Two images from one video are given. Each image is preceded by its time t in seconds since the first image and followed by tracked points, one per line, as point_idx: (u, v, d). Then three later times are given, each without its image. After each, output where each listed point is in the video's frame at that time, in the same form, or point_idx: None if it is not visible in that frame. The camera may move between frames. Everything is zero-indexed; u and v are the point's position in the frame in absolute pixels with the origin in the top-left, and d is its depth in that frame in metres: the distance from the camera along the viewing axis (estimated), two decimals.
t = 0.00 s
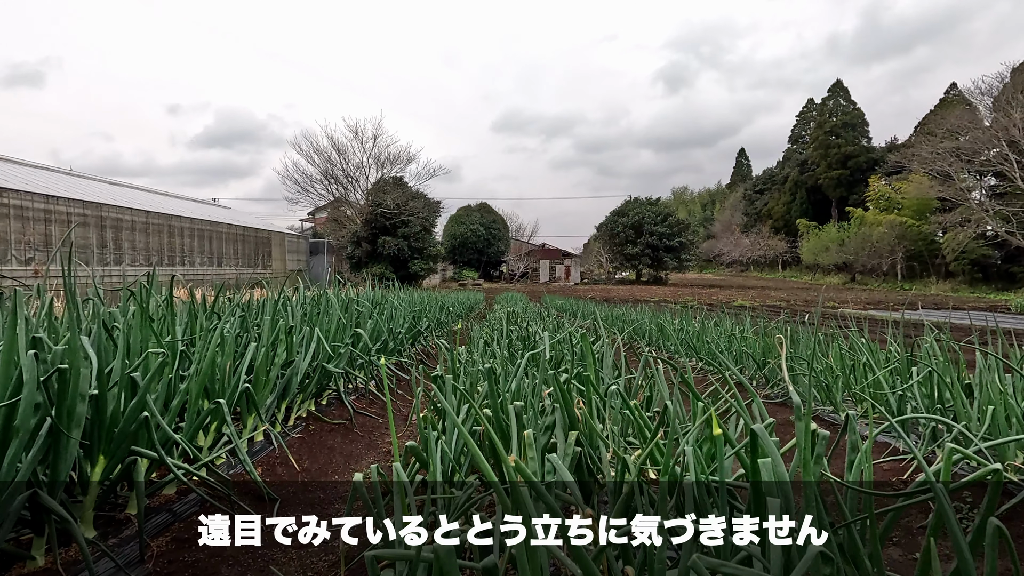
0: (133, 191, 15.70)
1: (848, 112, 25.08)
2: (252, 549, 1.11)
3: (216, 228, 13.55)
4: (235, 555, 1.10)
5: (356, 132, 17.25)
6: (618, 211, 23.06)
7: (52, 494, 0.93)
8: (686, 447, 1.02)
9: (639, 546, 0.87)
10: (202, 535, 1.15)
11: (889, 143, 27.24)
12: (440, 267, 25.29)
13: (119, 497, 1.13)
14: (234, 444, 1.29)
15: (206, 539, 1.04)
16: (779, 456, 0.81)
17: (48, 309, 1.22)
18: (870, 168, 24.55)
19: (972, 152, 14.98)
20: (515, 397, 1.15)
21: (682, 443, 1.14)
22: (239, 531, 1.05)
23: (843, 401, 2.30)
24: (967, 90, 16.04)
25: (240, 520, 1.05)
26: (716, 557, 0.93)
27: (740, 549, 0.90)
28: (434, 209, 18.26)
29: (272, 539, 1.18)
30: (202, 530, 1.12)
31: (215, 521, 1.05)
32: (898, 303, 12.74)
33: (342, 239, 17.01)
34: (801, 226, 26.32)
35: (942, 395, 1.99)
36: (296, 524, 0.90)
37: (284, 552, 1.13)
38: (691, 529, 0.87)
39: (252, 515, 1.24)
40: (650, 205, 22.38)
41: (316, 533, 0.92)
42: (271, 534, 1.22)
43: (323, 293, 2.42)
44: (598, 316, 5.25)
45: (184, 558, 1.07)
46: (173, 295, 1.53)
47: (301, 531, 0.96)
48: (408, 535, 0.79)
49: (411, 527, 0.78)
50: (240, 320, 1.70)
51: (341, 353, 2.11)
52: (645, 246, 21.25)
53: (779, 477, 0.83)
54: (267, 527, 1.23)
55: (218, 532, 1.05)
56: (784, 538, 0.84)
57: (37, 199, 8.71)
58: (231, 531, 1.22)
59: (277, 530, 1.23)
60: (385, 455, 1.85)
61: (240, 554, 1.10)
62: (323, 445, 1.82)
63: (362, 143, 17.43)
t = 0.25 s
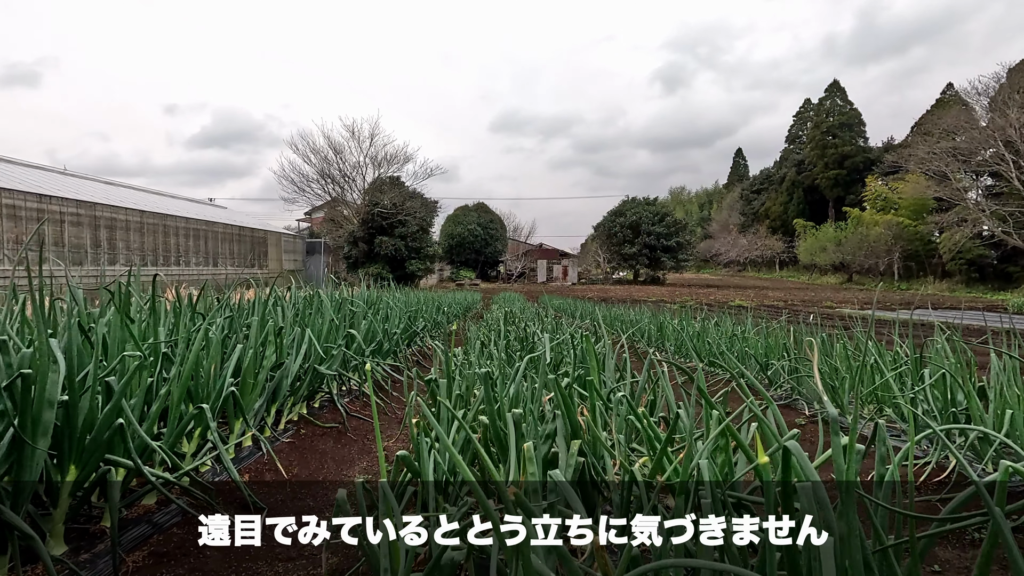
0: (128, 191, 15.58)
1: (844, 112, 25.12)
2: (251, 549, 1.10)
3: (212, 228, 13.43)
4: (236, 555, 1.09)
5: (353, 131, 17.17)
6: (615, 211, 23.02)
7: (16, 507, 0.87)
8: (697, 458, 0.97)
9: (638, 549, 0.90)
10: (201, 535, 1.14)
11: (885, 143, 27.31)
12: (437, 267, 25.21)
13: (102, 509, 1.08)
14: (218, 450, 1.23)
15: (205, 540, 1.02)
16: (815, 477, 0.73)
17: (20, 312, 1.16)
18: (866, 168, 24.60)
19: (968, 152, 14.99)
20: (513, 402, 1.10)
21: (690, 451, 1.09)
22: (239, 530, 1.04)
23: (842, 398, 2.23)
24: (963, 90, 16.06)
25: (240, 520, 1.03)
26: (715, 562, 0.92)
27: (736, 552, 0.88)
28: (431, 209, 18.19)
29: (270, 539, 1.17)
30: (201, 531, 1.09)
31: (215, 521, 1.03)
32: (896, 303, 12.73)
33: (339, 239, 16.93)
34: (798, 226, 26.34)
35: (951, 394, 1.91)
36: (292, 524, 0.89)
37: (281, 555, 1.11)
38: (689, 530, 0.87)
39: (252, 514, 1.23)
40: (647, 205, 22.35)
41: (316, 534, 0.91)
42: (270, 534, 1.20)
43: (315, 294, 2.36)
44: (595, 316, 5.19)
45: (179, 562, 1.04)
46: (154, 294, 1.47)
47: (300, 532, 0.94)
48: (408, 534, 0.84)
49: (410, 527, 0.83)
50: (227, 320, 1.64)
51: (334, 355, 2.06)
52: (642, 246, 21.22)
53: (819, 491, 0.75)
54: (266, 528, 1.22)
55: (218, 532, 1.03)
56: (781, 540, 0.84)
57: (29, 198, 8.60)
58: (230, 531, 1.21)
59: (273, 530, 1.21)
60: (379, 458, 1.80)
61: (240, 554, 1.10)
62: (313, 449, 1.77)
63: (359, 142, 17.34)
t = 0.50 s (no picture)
0: (123, 190, 15.44)
1: (841, 112, 25.15)
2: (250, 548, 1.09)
3: (207, 227, 13.32)
4: (236, 553, 1.08)
5: (349, 130, 17.07)
6: (613, 211, 22.99)
7: None
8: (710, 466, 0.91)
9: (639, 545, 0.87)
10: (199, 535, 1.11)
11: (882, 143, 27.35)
12: (434, 267, 25.12)
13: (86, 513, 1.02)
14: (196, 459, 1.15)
15: (206, 539, 0.99)
16: (875, 513, 0.62)
17: None
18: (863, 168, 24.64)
19: (965, 152, 15.00)
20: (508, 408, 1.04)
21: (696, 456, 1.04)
22: (240, 530, 1.00)
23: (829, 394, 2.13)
24: (959, 90, 16.09)
25: (240, 519, 0.99)
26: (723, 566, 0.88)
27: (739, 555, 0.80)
28: (428, 208, 18.07)
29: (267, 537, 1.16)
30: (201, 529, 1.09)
31: (216, 520, 0.99)
32: (893, 303, 12.72)
33: (336, 239, 16.85)
34: (795, 226, 26.38)
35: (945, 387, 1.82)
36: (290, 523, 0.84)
37: (278, 556, 1.08)
38: (690, 526, 0.82)
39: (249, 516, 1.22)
40: (645, 205, 22.32)
41: (316, 533, 0.80)
42: (269, 533, 1.20)
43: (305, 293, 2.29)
44: (594, 316, 5.14)
45: (169, 566, 1.01)
46: (131, 293, 1.39)
47: (300, 532, 0.86)
48: (408, 533, 0.82)
49: (411, 526, 0.81)
50: (211, 321, 1.57)
51: (325, 357, 1.98)
52: (639, 246, 21.18)
53: (883, 540, 0.64)
54: (267, 526, 1.22)
55: (218, 532, 1.00)
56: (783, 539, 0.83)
57: (21, 197, 8.48)
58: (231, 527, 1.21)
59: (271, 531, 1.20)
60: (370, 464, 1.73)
61: (238, 554, 1.08)
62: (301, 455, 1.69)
63: (355, 142, 17.25)
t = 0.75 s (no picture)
0: (116, 189, 15.28)
1: (837, 112, 25.20)
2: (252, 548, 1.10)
3: (202, 227, 13.20)
4: (238, 555, 1.08)
5: (345, 130, 16.96)
6: (610, 211, 22.95)
7: None
8: (725, 483, 0.84)
9: (639, 546, 0.81)
10: (200, 534, 1.11)
11: (878, 144, 27.42)
12: (431, 267, 25.03)
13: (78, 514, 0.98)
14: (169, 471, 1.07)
15: (206, 539, 0.98)
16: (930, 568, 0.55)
17: None
18: (859, 169, 24.70)
19: (961, 152, 15.03)
20: (502, 418, 0.98)
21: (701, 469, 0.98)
22: (240, 528, 1.00)
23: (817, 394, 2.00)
24: (955, 90, 16.12)
25: (240, 518, 0.99)
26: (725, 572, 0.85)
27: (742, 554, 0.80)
28: (424, 208, 17.98)
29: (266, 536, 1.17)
30: (201, 527, 1.09)
31: (216, 520, 0.99)
32: (890, 302, 12.72)
33: (331, 239, 16.76)
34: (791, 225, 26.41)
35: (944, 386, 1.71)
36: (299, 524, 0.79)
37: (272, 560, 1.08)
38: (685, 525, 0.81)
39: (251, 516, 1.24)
40: (642, 205, 22.29)
41: (317, 531, 0.82)
42: (269, 536, 1.20)
43: (294, 294, 2.22)
44: (591, 316, 5.08)
45: (176, 561, 1.02)
46: (105, 297, 1.32)
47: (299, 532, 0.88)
48: (409, 532, 0.80)
49: (413, 525, 0.79)
50: (192, 326, 1.50)
51: (314, 360, 1.92)
52: (636, 246, 21.15)
53: None
54: (267, 528, 1.23)
55: (218, 531, 0.99)
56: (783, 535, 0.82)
57: (11, 196, 8.35)
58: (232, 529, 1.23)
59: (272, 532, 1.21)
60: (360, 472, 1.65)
61: (237, 555, 1.08)
62: (287, 464, 1.61)
63: (351, 141, 17.14)
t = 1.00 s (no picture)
0: (109, 188, 15.11)
1: (834, 112, 25.22)
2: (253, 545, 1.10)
3: (196, 226, 13.08)
4: (236, 553, 1.07)
5: (341, 128, 16.84)
6: (607, 211, 22.89)
7: None
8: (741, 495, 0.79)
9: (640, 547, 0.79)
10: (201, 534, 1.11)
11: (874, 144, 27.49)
12: (428, 266, 24.94)
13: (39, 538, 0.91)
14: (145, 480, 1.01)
15: (203, 540, 1.00)
16: None
17: None
18: (855, 168, 24.74)
19: (957, 152, 15.06)
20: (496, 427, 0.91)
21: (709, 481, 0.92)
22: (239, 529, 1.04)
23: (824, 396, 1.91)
24: (951, 90, 16.13)
25: (239, 518, 1.01)
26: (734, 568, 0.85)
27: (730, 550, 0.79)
28: (421, 207, 17.88)
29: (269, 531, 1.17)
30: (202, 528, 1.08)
31: (214, 520, 1.01)
32: (887, 302, 12.72)
33: (327, 238, 16.65)
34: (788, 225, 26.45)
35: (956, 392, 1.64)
36: (291, 521, 0.80)
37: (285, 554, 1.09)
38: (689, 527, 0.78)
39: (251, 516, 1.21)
40: (639, 204, 22.25)
41: (317, 533, 0.91)
42: (270, 532, 1.18)
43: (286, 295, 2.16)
44: (588, 316, 5.02)
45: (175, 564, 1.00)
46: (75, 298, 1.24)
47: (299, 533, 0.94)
48: (408, 533, 0.80)
49: (412, 526, 0.79)
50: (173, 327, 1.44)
51: (304, 362, 1.86)
52: (633, 245, 21.11)
53: None
54: (267, 525, 1.20)
55: (218, 532, 1.00)
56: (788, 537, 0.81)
57: (2, 195, 8.22)
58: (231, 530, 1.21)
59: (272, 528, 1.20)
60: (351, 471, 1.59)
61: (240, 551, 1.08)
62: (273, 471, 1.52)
63: (347, 140, 17.03)
